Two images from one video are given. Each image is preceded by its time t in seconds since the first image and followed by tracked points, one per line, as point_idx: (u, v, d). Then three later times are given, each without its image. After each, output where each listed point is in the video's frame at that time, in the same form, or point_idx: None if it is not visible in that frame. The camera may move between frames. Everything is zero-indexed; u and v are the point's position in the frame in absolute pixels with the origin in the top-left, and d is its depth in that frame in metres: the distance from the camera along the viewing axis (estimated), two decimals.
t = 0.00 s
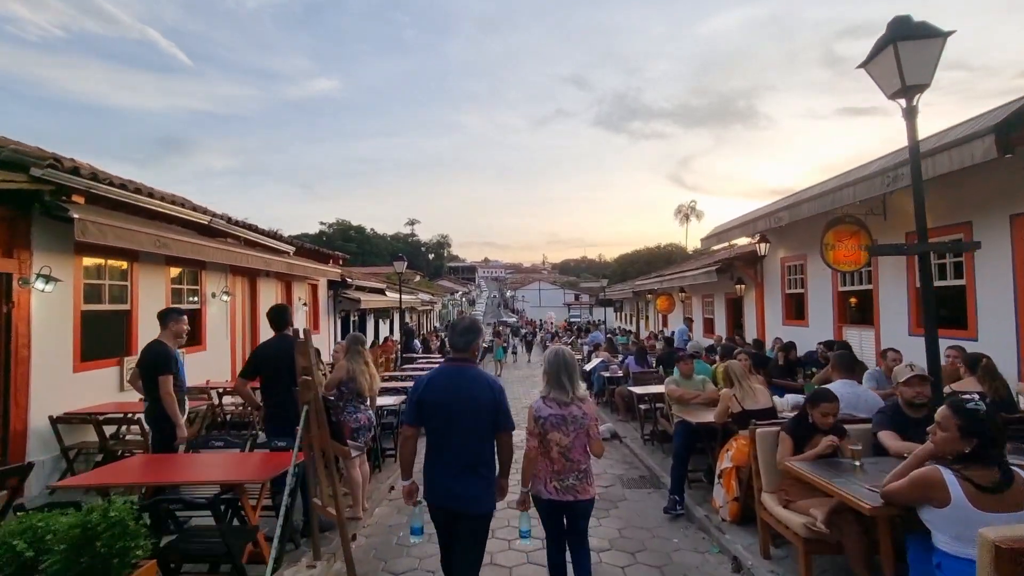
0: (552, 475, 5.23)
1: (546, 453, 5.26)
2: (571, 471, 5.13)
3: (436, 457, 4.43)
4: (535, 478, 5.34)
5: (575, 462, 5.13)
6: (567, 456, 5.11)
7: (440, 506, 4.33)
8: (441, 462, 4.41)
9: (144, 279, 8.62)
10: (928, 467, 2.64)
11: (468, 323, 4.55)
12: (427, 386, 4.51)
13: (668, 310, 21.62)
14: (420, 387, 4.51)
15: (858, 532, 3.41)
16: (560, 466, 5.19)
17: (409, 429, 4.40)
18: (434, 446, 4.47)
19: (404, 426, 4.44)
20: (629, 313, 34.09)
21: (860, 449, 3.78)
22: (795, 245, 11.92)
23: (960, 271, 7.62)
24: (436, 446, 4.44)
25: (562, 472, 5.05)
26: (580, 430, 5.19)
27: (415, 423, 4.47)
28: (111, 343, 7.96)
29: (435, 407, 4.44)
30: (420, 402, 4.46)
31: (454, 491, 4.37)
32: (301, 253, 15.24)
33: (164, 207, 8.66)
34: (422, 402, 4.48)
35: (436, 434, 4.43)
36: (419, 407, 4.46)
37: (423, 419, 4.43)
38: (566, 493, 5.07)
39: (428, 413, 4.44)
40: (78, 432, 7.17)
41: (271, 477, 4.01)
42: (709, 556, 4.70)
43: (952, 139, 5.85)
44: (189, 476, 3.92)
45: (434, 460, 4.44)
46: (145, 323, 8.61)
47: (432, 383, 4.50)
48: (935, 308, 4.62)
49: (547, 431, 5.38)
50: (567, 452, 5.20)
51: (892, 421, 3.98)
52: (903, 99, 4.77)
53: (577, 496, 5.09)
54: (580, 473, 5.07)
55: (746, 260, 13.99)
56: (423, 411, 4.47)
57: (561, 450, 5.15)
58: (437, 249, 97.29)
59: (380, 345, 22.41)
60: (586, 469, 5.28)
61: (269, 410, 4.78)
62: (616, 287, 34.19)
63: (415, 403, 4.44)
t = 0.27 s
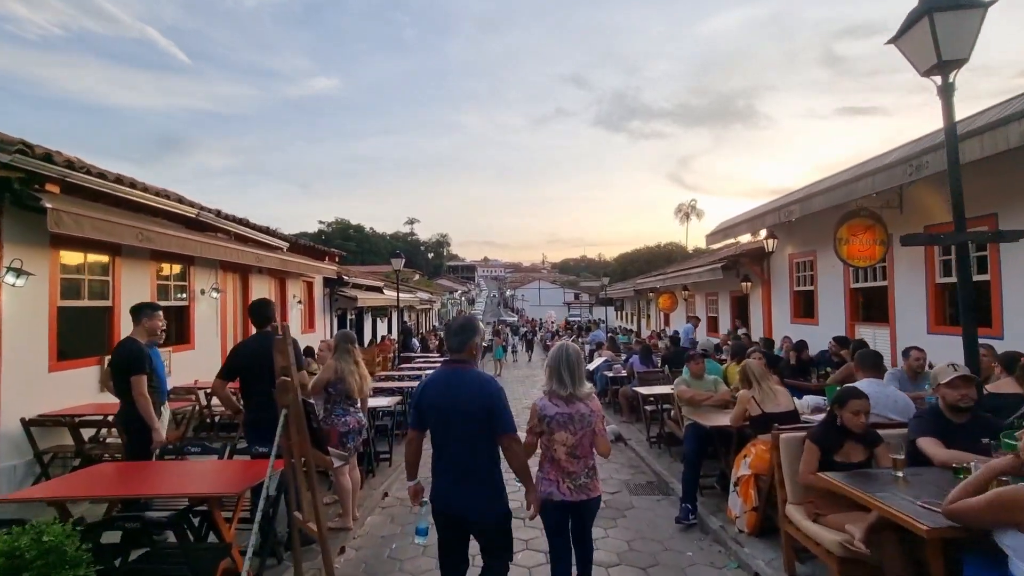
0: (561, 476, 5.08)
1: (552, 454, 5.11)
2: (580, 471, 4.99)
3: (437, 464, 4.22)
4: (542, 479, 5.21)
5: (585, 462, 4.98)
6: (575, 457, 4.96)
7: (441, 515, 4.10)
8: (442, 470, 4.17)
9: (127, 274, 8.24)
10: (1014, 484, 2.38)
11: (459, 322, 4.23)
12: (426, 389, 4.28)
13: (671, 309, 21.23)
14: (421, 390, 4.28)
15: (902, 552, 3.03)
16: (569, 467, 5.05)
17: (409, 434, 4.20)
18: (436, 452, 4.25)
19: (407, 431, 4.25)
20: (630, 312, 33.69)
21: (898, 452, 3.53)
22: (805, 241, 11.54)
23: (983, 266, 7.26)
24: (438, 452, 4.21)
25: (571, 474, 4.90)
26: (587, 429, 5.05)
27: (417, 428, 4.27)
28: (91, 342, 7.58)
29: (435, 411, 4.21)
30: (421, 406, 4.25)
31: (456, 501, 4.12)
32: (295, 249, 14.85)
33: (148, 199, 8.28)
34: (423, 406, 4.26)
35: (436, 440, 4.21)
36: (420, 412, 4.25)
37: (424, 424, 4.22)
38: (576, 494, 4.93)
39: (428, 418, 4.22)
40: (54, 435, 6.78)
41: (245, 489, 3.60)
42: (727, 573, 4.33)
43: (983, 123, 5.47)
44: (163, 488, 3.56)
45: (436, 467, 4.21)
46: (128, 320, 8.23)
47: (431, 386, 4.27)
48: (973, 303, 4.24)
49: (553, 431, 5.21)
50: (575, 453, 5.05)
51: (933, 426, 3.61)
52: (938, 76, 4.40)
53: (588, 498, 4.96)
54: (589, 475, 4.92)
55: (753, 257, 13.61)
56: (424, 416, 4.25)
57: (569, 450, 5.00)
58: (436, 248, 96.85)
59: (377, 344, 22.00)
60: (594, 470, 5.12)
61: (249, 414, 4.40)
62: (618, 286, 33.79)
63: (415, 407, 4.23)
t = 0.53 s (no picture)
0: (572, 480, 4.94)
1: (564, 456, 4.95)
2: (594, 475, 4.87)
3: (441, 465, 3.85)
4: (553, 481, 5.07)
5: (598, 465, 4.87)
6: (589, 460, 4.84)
7: (445, 522, 3.75)
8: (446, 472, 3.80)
9: (109, 269, 7.86)
10: None
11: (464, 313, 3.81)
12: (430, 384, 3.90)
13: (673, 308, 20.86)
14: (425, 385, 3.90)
15: None
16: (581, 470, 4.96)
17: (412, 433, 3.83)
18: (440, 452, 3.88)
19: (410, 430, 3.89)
20: (631, 311, 33.30)
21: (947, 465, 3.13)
22: (815, 237, 11.17)
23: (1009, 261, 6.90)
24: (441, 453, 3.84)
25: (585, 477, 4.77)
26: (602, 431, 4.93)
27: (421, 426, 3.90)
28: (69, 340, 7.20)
29: (439, 408, 3.83)
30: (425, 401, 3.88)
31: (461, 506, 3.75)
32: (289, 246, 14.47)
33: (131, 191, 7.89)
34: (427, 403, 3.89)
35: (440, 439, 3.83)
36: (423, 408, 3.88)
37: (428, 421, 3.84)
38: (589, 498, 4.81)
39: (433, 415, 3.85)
40: (27, 440, 6.40)
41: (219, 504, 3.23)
42: None
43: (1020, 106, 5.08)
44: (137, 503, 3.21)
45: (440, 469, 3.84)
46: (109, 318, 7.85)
47: (436, 380, 3.89)
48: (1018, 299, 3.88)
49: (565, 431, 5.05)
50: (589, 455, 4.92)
51: (983, 433, 3.24)
52: (980, 50, 4.03)
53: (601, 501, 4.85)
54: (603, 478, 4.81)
55: (759, 253, 13.24)
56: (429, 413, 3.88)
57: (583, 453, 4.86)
58: (435, 247, 96.42)
59: (374, 343, 21.61)
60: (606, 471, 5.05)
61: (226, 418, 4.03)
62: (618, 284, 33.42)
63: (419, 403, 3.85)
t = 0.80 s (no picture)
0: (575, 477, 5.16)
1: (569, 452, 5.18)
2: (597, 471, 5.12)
3: (453, 464, 4.03)
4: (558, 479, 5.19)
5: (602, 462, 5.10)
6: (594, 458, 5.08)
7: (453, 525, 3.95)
8: (458, 471, 3.98)
9: (88, 266, 7.50)
10: None
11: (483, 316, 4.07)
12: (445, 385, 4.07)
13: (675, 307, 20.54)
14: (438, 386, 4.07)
15: None
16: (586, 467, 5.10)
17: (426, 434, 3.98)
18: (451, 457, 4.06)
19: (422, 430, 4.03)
20: (632, 311, 32.95)
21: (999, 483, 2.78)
22: (823, 234, 10.84)
23: None
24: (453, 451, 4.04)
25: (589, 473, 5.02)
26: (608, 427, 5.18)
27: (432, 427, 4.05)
28: (44, 340, 6.84)
29: (454, 409, 4.00)
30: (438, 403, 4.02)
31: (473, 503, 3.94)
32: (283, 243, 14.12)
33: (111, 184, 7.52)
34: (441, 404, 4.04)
35: (453, 438, 4.02)
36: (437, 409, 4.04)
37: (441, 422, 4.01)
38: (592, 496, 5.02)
39: (446, 416, 4.02)
40: None
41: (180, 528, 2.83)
42: None
43: None
44: (98, 523, 2.87)
45: (451, 467, 4.02)
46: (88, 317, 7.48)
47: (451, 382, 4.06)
48: None
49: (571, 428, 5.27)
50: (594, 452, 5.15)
51: None
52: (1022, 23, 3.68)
53: (604, 498, 5.07)
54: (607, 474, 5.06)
55: (766, 251, 12.90)
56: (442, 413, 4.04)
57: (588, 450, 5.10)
58: (434, 247, 96.03)
59: (371, 343, 21.24)
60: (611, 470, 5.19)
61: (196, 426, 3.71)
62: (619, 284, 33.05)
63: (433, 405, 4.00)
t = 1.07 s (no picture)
0: (574, 484, 4.97)
1: (567, 458, 5.00)
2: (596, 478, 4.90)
3: (459, 457, 4.09)
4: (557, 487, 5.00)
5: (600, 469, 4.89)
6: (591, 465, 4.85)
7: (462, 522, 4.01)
8: (465, 463, 4.06)
9: (62, 261, 7.08)
10: None
11: (497, 312, 4.21)
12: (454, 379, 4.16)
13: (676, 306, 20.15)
14: (447, 380, 4.15)
15: None
16: (585, 475, 4.90)
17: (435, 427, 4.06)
18: (459, 451, 4.10)
19: (429, 423, 4.10)
20: (632, 309, 32.58)
21: None
22: (833, 229, 10.47)
23: None
24: (460, 444, 4.10)
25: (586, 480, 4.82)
26: (605, 433, 4.91)
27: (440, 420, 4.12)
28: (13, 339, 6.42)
29: (464, 402, 4.09)
30: (447, 396, 4.10)
31: (480, 496, 4.00)
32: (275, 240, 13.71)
33: (86, 174, 7.10)
34: (450, 397, 4.12)
35: (461, 431, 4.10)
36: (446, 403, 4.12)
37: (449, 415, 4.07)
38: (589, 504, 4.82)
39: (455, 409, 4.09)
40: None
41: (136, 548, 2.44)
42: None
43: None
44: (52, 539, 2.51)
45: (458, 460, 4.09)
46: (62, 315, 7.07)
47: (460, 376, 4.15)
48: None
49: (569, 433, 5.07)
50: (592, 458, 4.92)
51: None
52: None
53: (603, 507, 4.83)
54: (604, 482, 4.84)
55: (771, 247, 12.54)
56: (451, 407, 4.12)
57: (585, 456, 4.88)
58: (433, 246, 95.56)
59: (367, 342, 20.81)
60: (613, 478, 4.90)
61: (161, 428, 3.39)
62: (619, 282, 32.69)
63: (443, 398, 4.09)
